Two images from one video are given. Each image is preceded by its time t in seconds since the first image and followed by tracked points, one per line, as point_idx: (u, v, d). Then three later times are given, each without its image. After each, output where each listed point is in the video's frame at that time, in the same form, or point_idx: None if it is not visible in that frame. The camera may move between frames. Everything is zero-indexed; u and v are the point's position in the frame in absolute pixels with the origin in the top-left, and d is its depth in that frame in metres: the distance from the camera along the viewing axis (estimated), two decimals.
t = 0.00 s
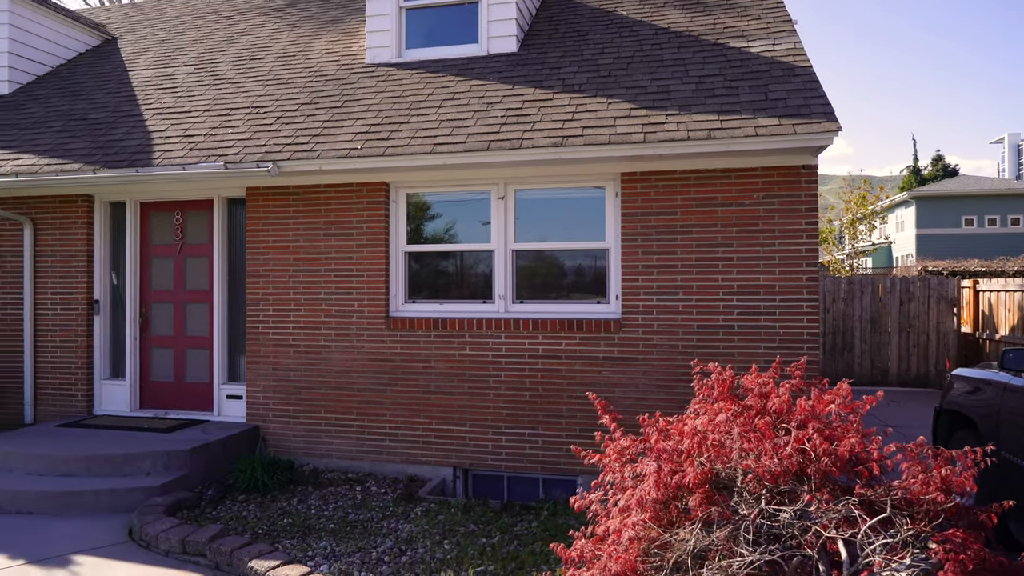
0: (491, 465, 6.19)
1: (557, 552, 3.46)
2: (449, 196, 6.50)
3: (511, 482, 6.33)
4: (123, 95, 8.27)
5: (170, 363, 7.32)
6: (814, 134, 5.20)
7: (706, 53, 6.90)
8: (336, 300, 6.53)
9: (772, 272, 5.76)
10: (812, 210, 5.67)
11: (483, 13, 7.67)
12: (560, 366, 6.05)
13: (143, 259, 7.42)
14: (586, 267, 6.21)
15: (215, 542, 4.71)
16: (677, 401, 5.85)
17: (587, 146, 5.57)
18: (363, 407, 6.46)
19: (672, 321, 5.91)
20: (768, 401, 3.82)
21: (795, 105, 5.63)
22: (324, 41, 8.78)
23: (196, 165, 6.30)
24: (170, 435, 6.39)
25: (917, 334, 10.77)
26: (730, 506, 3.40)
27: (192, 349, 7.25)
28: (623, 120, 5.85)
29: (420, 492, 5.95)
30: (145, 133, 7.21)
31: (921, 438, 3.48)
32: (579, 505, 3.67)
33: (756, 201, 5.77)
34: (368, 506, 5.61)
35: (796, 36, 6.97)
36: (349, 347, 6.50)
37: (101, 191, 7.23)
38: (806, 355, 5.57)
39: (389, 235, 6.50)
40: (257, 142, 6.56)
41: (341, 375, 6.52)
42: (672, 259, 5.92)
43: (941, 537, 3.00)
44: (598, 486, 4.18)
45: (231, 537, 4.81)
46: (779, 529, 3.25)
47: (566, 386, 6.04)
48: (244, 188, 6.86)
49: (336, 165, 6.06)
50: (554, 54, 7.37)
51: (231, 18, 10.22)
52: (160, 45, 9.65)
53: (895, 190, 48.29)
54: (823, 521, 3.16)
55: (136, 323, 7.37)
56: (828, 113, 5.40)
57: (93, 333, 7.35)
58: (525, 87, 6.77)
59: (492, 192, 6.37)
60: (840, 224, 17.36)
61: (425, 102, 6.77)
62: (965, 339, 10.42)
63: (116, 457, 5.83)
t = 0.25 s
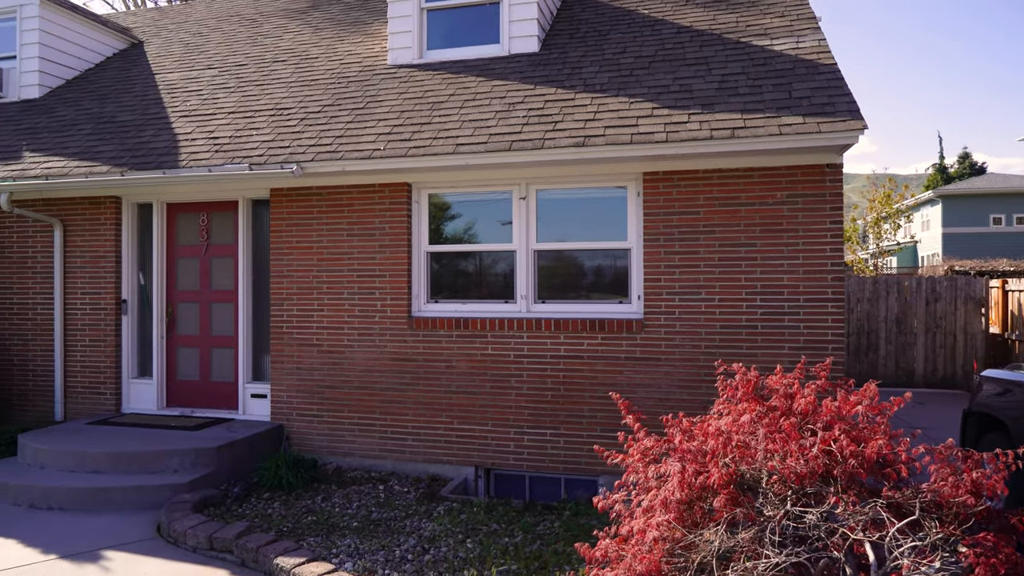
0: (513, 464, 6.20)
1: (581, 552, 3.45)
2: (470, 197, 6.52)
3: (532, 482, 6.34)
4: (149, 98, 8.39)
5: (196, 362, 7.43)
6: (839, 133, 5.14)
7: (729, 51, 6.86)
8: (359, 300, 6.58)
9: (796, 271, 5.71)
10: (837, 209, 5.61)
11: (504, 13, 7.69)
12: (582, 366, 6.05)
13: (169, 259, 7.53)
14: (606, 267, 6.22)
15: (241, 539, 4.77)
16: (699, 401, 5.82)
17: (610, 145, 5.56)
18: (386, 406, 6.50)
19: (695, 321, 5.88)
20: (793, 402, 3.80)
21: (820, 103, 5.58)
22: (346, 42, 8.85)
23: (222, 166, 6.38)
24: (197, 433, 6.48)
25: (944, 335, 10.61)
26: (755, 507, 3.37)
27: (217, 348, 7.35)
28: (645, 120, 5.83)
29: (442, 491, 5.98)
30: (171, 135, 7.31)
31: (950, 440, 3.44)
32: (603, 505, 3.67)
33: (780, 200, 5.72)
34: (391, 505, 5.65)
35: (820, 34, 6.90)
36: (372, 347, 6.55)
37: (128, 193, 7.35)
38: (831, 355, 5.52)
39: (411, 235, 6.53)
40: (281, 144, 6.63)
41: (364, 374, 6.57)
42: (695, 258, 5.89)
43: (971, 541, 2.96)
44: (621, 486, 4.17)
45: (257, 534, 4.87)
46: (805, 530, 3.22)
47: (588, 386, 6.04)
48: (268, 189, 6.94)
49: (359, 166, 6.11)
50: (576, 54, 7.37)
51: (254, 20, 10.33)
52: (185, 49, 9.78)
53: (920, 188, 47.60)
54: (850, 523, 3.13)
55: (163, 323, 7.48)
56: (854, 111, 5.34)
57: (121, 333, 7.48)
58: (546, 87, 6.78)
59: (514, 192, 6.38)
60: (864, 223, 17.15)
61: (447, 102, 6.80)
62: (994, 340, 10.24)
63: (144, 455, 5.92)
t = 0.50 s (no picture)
0: (535, 464, 6.21)
1: (605, 552, 3.45)
2: (492, 197, 6.54)
3: (554, 482, 6.34)
4: (175, 101, 8.51)
5: (222, 361, 7.52)
6: (865, 131, 5.08)
7: (752, 49, 6.81)
8: (382, 300, 6.63)
9: (821, 271, 5.65)
10: (863, 208, 5.55)
11: (526, 13, 7.69)
12: (604, 366, 6.04)
13: (195, 260, 7.64)
14: (626, 267, 6.20)
15: (267, 536, 4.82)
16: (723, 402, 5.79)
17: (632, 145, 5.54)
18: (408, 406, 6.54)
19: (718, 321, 5.85)
20: (819, 403, 3.77)
21: (846, 101, 5.52)
22: (369, 44, 8.91)
23: (247, 168, 6.45)
24: (223, 431, 6.56)
25: (972, 336, 10.44)
26: (780, 508, 3.34)
27: (242, 348, 7.44)
28: (668, 119, 5.81)
29: (465, 490, 6.00)
30: (197, 137, 7.41)
31: (980, 442, 3.40)
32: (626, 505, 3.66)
33: (805, 199, 5.67)
34: (414, 504, 5.68)
35: (845, 31, 6.83)
36: (395, 346, 6.59)
37: (156, 195, 7.46)
38: (857, 356, 5.46)
39: (433, 235, 6.57)
40: (305, 145, 6.69)
41: (386, 374, 6.61)
42: (718, 258, 5.86)
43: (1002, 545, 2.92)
44: (644, 487, 4.16)
45: (283, 532, 4.92)
46: (832, 532, 3.18)
47: (610, 386, 6.03)
48: (292, 190, 7.01)
49: (381, 167, 6.15)
50: (597, 54, 7.36)
51: (277, 23, 10.44)
52: (210, 52, 9.91)
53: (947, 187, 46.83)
54: (877, 525, 3.09)
55: (189, 323, 7.59)
56: (880, 108, 5.27)
57: (148, 332, 7.60)
58: (568, 87, 6.77)
59: (536, 192, 6.38)
60: (890, 222, 16.92)
61: (469, 103, 6.83)
62: None
63: (171, 452, 6.01)
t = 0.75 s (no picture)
0: (557, 464, 6.21)
1: (630, 552, 3.44)
2: (513, 197, 6.55)
3: (576, 482, 6.35)
4: (201, 103, 8.63)
5: (247, 360, 7.61)
6: (892, 129, 5.01)
7: (776, 47, 6.75)
8: (404, 300, 6.66)
9: (846, 271, 5.59)
10: (889, 207, 5.48)
11: (547, 13, 7.70)
12: (627, 366, 6.02)
13: (221, 260, 7.74)
14: (647, 266, 6.18)
15: (292, 534, 4.87)
16: (747, 402, 5.74)
17: (655, 144, 5.52)
18: (431, 405, 6.57)
19: (742, 321, 5.80)
20: (846, 404, 3.72)
21: (872, 98, 5.45)
22: (390, 45, 8.96)
23: (272, 169, 6.53)
24: (248, 429, 6.64)
25: (1002, 337, 10.26)
26: (807, 510, 3.31)
27: (267, 347, 7.52)
28: (690, 118, 5.78)
29: (487, 490, 6.02)
30: (223, 139, 7.50)
31: (1011, 445, 3.35)
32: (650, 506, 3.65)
33: (830, 199, 5.61)
34: (437, 503, 5.70)
35: (871, 27, 6.74)
36: (417, 346, 6.62)
37: (182, 196, 7.57)
38: (884, 357, 5.40)
39: (455, 235, 6.59)
40: (328, 146, 6.75)
41: (409, 373, 6.65)
42: (742, 257, 5.82)
43: None
44: (668, 488, 4.15)
45: (307, 529, 4.97)
46: (859, 535, 3.14)
47: (632, 386, 6.01)
48: (316, 191, 7.07)
49: (404, 167, 6.19)
50: (619, 53, 7.34)
51: (300, 25, 10.54)
52: (235, 54, 10.03)
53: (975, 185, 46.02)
54: (906, 528, 3.05)
55: (215, 322, 7.69)
56: (907, 106, 5.20)
57: (175, 331, 7.71)
58: (590, 86, 6.76)
59: (558, 192, 6.38)
60: (916, 221, 16.67)
61: (491, 103, 6.84)
62: None
63: (198, 450, 6.09)
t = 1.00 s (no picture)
0: (579, 464, 6.20)
1: (654, 553, 3.43)
2: (535, 197, 6.55)
3: (599, 482, 6.34)
4: (226, 105, 8.73)
5: (271, 359, 7.69)
6: (920, 126, 4.94)
7: (801, 45, 6.69)
8: (427, 300, 6.69)
9: (873, 271, 5.52)
10: (917, 205, 5.40)
11: (568, 13, 7.69)
12: (649, 366, 6.00)
13: (246, 260, 7.83)
14: (667, 266, 6.15)
15: (317, 531, 4.91)
16: (771, 403, 5.69)
17: (678, 143, 5.50)
18: (453, 404, 6.59)
19: (766, 322, 5.76)
20: (873, 404, 3.67)
21: (899, 96, 5.38)
22: (412, 46, 9.01)
23: (296, 170, 6.59)
24: (273, 427, 6.72)
25: None
26: (834, 512, 3.27)
27: (291, 346, 7.59)
28: (714, 116, 5.74)
29: (509, 489, 6.03)
30: (248, 140, 7.59)
31: None
32: (675, 507, 3.64)
33: (856, 197, 5.55)
34: (459, 502, 5.72)
35: (898, 24, 6.65)
36: (439, 345, 6.65)
37: (208, 197, 7.67)
38: (912, 358, 5.33)
39: (477, 235, 6.60)
40: (351, 147, 6.80)
41: (431, 372, 6.68)
42: (766, 257, 5.77)
43: None
44: (691, 488, 4.13)
45: (331, 527, 5.01)
46: (887, 538, 3.10)
47: (655, 386, 5.98)
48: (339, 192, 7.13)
49: (426, 168, 6.21)
50: (641, 52, 7.32)
51: (323, 27, 10.62)
52: (259, 56, 10.14)
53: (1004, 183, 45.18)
54: (935, 531, 3.01)
55: (240, 321, 7.78)
56: (936, 103, 5.13)
57: (200, 331, 7.81)
58: (612, 86, 6.75)
59: (580, 192, 6.37)
60: (944, 220, 16.42)
61: (513, 103, 6.85)
62: None
63: (224, 448, 6.17)
